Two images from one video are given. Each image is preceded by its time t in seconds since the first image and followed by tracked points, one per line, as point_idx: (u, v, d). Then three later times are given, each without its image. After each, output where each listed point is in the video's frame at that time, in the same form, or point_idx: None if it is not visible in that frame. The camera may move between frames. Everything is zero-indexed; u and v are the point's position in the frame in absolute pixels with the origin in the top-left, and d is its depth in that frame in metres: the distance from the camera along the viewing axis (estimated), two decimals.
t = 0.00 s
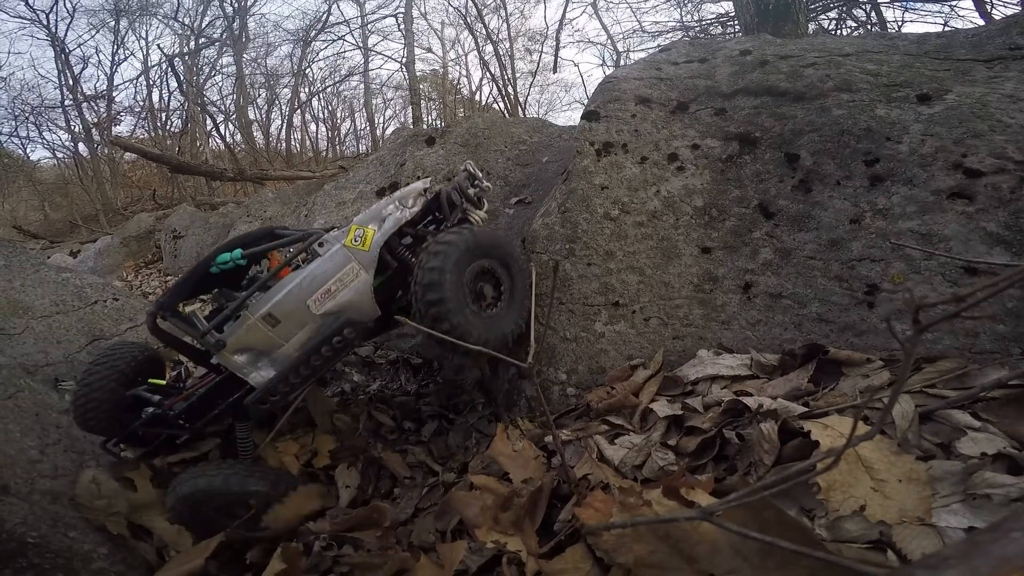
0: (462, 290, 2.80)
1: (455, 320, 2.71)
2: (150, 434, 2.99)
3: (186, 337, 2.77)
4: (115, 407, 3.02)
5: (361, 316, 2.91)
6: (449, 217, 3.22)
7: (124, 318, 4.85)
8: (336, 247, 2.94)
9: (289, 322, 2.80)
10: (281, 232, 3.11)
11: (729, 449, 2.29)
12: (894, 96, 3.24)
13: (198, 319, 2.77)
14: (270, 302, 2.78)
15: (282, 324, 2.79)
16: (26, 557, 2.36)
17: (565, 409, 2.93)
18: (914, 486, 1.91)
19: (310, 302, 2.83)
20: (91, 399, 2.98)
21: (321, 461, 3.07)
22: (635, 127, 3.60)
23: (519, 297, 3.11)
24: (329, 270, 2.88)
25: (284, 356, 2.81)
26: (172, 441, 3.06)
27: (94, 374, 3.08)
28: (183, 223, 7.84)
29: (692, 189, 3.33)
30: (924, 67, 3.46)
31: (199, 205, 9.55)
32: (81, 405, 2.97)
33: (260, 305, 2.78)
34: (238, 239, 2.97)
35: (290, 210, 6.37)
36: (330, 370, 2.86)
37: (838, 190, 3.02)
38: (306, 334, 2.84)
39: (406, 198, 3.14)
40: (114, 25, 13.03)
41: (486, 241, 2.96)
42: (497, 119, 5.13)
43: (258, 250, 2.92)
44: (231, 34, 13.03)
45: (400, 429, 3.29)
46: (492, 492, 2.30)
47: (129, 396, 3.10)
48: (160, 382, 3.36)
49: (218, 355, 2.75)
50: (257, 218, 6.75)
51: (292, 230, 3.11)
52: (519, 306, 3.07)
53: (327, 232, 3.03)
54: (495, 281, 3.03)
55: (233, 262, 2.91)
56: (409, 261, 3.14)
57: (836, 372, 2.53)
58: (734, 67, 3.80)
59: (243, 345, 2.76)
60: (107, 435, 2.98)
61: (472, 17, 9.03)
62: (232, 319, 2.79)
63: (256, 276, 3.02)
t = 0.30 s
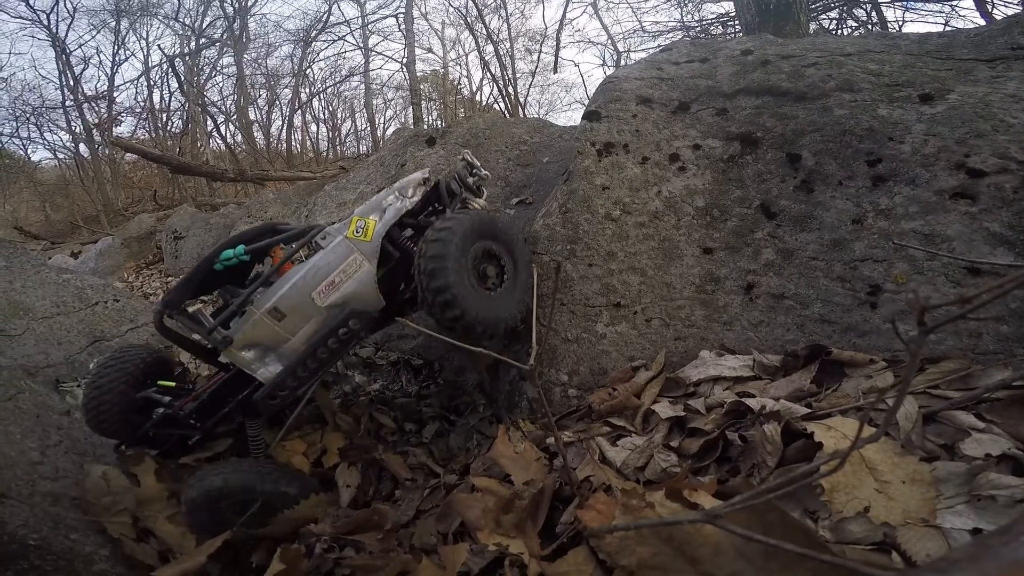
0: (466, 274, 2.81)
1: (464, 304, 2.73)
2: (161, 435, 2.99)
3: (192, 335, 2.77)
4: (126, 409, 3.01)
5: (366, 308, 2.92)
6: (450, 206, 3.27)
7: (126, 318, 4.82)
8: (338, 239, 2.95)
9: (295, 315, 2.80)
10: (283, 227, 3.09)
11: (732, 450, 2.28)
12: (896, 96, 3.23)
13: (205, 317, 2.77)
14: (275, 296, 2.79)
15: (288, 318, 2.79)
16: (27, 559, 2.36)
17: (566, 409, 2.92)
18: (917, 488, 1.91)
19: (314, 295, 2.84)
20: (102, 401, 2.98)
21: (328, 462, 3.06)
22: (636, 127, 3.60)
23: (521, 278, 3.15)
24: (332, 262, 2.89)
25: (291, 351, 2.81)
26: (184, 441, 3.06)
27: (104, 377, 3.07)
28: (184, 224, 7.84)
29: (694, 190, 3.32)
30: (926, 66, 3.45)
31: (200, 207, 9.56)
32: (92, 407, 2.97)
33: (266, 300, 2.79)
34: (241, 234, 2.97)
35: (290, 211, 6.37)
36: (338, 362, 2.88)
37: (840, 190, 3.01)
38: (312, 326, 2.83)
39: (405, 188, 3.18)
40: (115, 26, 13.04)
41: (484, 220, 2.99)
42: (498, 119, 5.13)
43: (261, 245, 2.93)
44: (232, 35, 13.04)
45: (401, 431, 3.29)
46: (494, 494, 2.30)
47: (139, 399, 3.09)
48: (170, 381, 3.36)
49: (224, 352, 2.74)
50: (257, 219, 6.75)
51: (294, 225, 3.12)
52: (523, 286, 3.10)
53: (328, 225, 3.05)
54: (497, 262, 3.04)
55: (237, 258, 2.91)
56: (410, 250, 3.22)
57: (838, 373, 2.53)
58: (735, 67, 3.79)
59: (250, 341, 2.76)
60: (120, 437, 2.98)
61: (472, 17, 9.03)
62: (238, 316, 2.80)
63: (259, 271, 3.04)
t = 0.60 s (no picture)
0: (470, 259, 2.85)
1: (471, 290, 2.78)
2: (174, 432, 3.02)
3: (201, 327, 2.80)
4: (138, 408, 3.04)
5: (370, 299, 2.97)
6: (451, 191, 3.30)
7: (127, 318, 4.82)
8: (342, 228, 3.00)
9: (303, 305, 2.85)
10: (285, 222, 3.18)
11: (733, 449, 2.28)
12: (897, 95, 3.22)
13: (212, 310, 2.82)
14: (282, 286, 2.83)
15: (295, 309, 2.84)
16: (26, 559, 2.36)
17: (567, 409, 2.92)
18: (919, 487, 1.90)
19: (321, 284, 2.89)
20: (114, 401, 3.00)
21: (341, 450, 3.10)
22: (637, 126, 3.59)
23: (522, 261, 3.19)
24: (337, 252, 2.94)
25: (299, 341, 2.86)
26: (196, 438, 3.09)
27: (114, 377, 3.09)
28: (184, 223, 7.83)
29: (694, 188, 3.30)
30: (927, 65, 3.44)
31: (200, 206, 9.55)
32: (105, 407, 3.00)
33: (273, 291, 2.83)
34: (244, 228, 3.05)
35: (290, 210, 6.37)
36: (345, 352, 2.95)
37: (840, 189, 3.01)
38: (319, 316, 2.89)
39: (406, 174, 3.20)
40: (115, 26, 13.03)
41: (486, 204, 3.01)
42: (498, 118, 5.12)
43: (265, 238, 3.03)
44: (232, 34, 13.04)
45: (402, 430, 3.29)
46: (494, 493, 2.31)
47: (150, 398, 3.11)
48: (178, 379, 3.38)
49: (234, 346, 2.80)
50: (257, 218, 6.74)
51: (294, 220, 3.20)
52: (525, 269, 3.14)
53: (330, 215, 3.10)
54: (499, 245, 3.08)
55: (242, 250, 2.98)
56: (412, 237, 3.22)
57: (840, 372, 2.53)
58: (736, 66, 3.78)
59: (259, 333, 2.81)
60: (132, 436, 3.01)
61: (472, 16, 9.03)
62: (245, 309, 2.84)
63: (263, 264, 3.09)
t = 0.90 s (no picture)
0: (471, 251, 2.91)
1: (474, 281, 2.84)
2: (181, 431, 3.03)
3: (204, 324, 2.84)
4: (144, 409, 3.07)
5: (372, 297, 2.99)
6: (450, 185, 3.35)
7: (126, 318, 4.80)
8: (344, 223, 3.05)
9: (306, 300, 2.87)
10: (286, 218, 3.22)
11: (734, 450, 2.28)
12: (897, 95, 3.22)
13: (215, 308, 2.85)
14: (285, 282, 2.86)
15: (300, 304, 2.86)
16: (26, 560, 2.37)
17: (568, 409, 2.92)
18: (921, 487, 1.90)
19: (324, 279, 2.92)
20: (120, 403, 3.05)
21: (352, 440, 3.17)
22: (636, 126, 3.58)
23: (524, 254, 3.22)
24: (339, 246, 2.98)
25: (304, 337, 2.88)
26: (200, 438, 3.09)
27: (119, 379, 3.14)
28: (184, 224, 7.84)
29: (695, 188, 3.29)
30: (927, 65, 3.44)
31: (200, 207, 9.56)
32: (111, 409, 3.04)
33: (276, 287, 2.85)
34: (246, 225, 3.10)
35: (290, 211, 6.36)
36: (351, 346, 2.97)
37: (841, 189, 3.00)
38: (323, 310, 2.91)
39: (405, 169, 3.24)
40: (115, 27, 13.03)
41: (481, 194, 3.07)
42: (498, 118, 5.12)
43: (266, 234, 3.06)
44: (231, 34, 13.05)
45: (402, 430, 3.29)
46: (494, 493, 2.31)
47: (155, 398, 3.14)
48: (184, 381, 3.41)
49: (239, 344, 2.80)
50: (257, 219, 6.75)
51: (296, 217, 3.22)
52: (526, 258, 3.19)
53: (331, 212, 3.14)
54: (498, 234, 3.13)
55: (243, 248, 3.02)
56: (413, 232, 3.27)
57: (841, 372, 2.53)
58: (736, 66, 3.78)
59: (264, 330, 2.82)
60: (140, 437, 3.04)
61: (472, 17, 9.04)
62: (249, 307, 2.86)
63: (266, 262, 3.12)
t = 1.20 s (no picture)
0: (470, 235, 2.95)
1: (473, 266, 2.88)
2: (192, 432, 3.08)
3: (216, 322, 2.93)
4: (157, 411, 3.14)
5: (375, 293, 3.00)
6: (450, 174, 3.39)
7: (125, 320, 4.77)
8: (348, 214, 3.08)
9: (315, 292, 2.92)
10: (290, 215, 3.30)
11: (736, 453, 2.26)
12: (898, 96, 3.20)
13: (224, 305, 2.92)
14: (292, 276, 2.90)
15: (308, 296, 2.91)
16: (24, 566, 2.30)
17: (568, 412, 2.90)
18: (924, 490, 1.88)
19: (331, 270, 2.96)
20: (132, 404, 3.10)
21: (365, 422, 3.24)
22: (637, 128, 3.55)
23: (527, 239, 3.25)
24: (344, 237, 3.02)
25: (314, 328, 2.92)
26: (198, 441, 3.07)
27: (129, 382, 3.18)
28: (184, 226, 7.83)
29: (696, 190, 3.24)
30: (928, 67, 3.43)
31: (201, 209, 9.56)
32: (123, 411, 3.09)
33: (284, 281, 2.90)
34: (251, 223, 3.21)
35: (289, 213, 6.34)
36: (361, 336, 3.01)
37: (843, 191, 2.98)
38: (332, 301, 2.96)
39: (406, 160, 3.28)
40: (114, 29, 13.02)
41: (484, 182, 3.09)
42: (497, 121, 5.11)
43: (271, 231, 3.14)
44: (231, 36, 13.05)
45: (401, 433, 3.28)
46: (494, 497, 2.30)
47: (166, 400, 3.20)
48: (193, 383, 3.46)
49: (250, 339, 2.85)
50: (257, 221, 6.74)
51: (298, 211, 3.32)
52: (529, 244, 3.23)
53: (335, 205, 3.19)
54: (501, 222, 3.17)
55: (248, 245, 3.10)
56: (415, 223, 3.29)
57: (842, 375, 2.52)
58: (736, 68, 3.76)
59: (274, 324, 2.86)
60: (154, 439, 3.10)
61: (471, 19, 9.04)
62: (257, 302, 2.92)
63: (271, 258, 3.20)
